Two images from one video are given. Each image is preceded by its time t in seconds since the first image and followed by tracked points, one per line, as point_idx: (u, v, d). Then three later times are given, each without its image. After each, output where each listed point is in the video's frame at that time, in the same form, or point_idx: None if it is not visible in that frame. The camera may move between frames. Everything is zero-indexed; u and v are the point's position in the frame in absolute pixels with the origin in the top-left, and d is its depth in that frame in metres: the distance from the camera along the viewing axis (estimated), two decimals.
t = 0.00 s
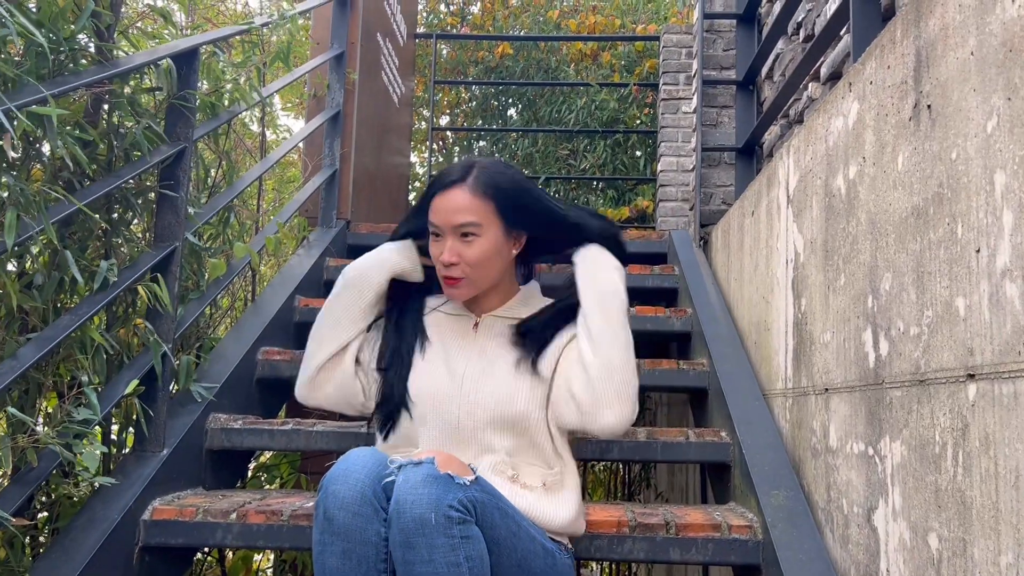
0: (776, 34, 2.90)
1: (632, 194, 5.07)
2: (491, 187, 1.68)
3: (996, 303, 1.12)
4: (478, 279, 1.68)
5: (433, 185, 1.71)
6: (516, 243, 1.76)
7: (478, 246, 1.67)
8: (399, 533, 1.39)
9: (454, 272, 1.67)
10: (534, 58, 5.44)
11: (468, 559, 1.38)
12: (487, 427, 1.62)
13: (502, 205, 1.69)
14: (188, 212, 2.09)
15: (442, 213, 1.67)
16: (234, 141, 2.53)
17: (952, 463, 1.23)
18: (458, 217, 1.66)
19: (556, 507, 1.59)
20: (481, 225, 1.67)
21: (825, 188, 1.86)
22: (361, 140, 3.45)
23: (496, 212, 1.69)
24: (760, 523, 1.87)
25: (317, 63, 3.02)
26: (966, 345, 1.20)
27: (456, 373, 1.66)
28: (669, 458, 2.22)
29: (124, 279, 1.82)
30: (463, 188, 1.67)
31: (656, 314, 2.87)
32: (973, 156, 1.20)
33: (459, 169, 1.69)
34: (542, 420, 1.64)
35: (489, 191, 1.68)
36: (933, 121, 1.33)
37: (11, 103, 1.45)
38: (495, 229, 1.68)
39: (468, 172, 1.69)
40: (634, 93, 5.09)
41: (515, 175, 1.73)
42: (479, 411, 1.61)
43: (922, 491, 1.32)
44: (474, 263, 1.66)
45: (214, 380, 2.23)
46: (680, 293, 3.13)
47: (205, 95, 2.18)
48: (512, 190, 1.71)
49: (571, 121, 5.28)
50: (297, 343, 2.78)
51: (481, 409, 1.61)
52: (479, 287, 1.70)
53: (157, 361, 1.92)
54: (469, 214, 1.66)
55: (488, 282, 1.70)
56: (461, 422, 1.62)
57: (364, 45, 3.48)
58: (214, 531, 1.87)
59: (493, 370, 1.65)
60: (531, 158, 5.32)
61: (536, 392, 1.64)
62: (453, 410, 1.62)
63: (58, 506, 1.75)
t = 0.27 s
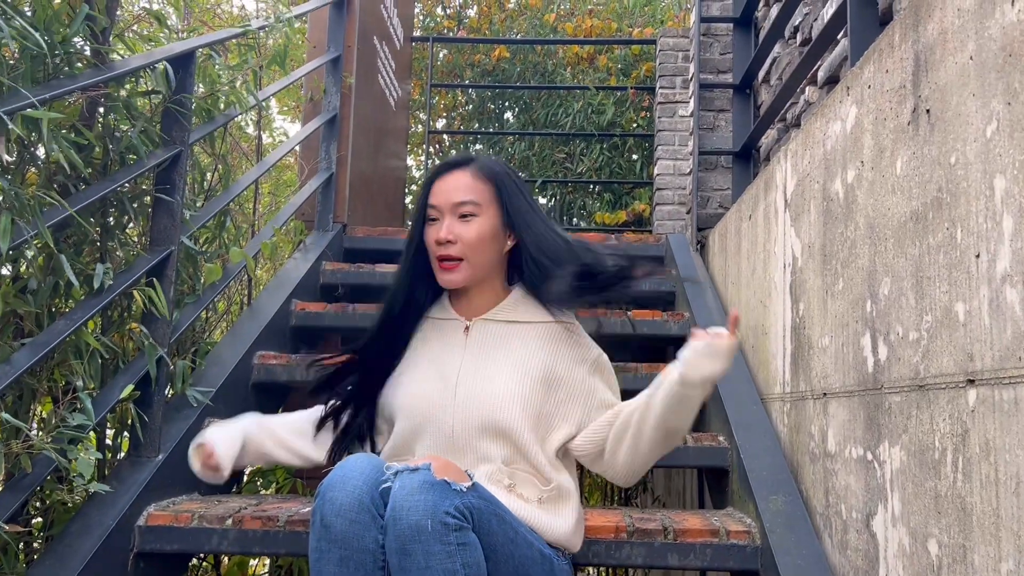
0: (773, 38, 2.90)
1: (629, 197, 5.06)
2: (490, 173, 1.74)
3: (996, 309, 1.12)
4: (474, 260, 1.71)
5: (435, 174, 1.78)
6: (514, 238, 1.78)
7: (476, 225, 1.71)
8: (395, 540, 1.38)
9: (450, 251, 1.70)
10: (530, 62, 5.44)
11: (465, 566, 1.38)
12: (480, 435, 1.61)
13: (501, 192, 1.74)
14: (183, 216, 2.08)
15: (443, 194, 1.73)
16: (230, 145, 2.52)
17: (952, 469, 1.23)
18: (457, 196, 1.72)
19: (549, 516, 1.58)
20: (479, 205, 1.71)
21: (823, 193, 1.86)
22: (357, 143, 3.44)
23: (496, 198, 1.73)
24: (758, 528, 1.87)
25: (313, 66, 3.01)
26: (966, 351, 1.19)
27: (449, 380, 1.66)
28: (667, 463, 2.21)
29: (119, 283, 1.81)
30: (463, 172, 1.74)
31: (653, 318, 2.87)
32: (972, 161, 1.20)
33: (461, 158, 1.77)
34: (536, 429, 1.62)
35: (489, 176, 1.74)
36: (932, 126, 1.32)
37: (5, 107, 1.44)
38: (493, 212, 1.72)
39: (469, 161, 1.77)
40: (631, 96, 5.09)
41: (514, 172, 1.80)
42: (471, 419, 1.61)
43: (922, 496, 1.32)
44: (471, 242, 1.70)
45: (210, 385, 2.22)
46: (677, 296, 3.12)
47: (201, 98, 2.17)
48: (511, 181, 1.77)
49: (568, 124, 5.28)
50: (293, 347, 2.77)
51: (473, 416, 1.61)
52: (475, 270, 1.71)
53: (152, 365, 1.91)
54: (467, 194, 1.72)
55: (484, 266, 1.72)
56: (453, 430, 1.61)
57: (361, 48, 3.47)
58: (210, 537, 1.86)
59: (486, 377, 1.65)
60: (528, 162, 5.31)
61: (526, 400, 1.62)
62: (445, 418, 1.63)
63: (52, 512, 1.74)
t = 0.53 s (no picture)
0: (769, 41, 2.90)
1: (626, 200, 5.07)
2: (474, 185, 1.72)
3: (993, 314, 1.11)
4: (466, 274, 1.71)
5: (417, 186, 1.75)
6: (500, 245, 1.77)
7: (466, 241, 1.70)
8: (390, 547, 1.38)
9: (442, 269, 1.71)
10: (527, 65, 5.44)
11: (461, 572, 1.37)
12: (477, 436, 1.60)
13: (488, 204, 1.72)
14: (179, 220, 2.07)
15: (429, 210, 1.71)
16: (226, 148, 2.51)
17: (949, 474, 1.23)
18: (445, 213, 1.70)
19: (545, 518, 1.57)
20: (468, 220, 1.70)
21: (819, 196, 1.85)
22: (354, 146, 3.44)
23: (483, 210, 1.72)
24: (755, 533, 1.86)
25: (310, 69, 3.00)
26: (963, 355, 1.19)
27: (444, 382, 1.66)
28: (663, 466, 2.21)
29: (114, 287, 1.80)
30: (449, 185, 1.71)
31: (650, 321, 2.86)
32: (969, 165, 1.19)
33: (444, 170, 1.74)
34: (534, 429, 1.59)
35: (474, 188, 1.72)
36: (929, 130, 1.32)
37: None
38: (482, 226, 1.71)
39: (451, 171, 1.73)
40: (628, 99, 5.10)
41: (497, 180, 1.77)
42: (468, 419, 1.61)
43: (919, 501, 1.32)
44: (461, 258, 1.69)
45: (206, 389, 2.22)
46: (674, 300, 3.12)
47: (196, 101, 2.16)
48: (496, 190, 1.75)
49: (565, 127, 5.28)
50: (289, 350, 2.77)
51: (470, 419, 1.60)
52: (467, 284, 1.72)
53: (147, 369, 1.90)
54: (454, 210, 1.70)
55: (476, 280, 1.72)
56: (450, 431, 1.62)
57: (358, 51, 3.47)
58: (205, 542, 1.85)
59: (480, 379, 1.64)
60: (525, 164, 5.31)
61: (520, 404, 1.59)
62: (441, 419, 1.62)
63: (46, 517, 1.73)
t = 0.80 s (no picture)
0: (767, 43, 2.90)
1: (623, 202, 5.07)
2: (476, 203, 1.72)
3: (992, 316, 1.11)
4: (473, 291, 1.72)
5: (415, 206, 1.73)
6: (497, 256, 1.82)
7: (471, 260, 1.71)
8: (386, 549, 1.38)
9: (449, 289, 1.71)
10: (525, 66, 5.44)
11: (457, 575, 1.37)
12: (473, 435, 1.60)
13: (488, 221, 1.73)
14: (175, 221, 2.07)
15: (432, 231, 1.69)
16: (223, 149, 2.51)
17: (947, 477, 1.22)
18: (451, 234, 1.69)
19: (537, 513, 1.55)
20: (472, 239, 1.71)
21: (817, 198, 1.85)
22: (351, 148, 3.43)
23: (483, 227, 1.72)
24: (753, 535, 1.86)
25: (307, 70, 3.00)
26: (961, 358, 1.19)
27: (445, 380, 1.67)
28: (660, 469, 2.21)
29: (110, 288, 1.80)
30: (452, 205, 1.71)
31: (648, 323, 2.86)
32: (967, 167, 1.19)
33: (440, 187, 1.73)
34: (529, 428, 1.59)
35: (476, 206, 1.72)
36: (926, 132, 1.32)
37: None
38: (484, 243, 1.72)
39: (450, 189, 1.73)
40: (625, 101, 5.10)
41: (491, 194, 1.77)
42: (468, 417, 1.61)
43: (917, 504, 1.31)
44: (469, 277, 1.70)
45: (202, 391, 2.21)
46: (671, 302, 3.12)
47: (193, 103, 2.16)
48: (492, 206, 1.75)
49: (563, 129, 5.28)
50: (286, 352, 2.76)
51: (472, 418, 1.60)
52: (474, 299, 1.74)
53: (143, 371, 1.89)
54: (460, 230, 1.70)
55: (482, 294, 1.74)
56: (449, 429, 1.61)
57: (355, 53, 3.46)
58: (200, 544, 1.84)
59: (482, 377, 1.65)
60: (522, 166, 5.31)
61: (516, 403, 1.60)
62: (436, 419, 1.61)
63: (42, 519, 1.73)
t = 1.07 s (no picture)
0: (766, 44, 2.90)
1: (622, 203, 5.06)
2: (485, 206, 1.72)
3: (992, 317, 1.11)
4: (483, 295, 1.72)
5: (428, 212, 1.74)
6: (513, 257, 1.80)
7: (482, 264, 1.71)
8: (386, 550, 1.37)
9: (459, 292, 1.71)
10: (523, 67, 5.44)
11: None
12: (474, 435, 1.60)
13: (500, 225, 1.73)
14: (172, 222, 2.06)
15: (443, 234, 1.69)
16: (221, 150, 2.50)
17: (947, 478, 1.22)
18: (461, 239, 1.68)
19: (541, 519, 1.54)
20: (482, 243, 1.70)
21: (816, 199, 1.85)
22: (349, 149, 3.43)
23: (495, 231, 1.73)
24: (752, 536, 1.85)
25: (305, 71, 2.99)
26: (961, 359, 1.19)
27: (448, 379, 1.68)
28: (659, 470, 2.20)
29: (107, 289, 1.79)
30: (460, 210, 1.70)
31: (647, 324, 2.86)
32: (967, 167, 1.19)
33: (452, 191, 1.72)
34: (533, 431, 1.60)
35: (485, 209, 1.72)
36: (926, 132, 1.32)
37: None
38: (496, 247, 1.72)
39: (461, 194, 1.72)
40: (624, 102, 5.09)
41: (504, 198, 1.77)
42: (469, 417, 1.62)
43: (917, 505, 1.31)
44: (479, 281, 1.70)
45: (200, 392, 2.21)
46: (670, 303, 3.11)
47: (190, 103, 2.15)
48: (506, 209, 1.76)
49: (561, 130, 5.28)
50: (284, 353, 2.75)
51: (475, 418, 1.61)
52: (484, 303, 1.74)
53: (141, 372, 1.89)
54: (469, 235, 1.69)
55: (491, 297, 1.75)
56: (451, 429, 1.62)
57: (353, 53, 3.46)
58: (198, 546, 1.84)
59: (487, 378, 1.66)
60: (520, 167, 5.31)
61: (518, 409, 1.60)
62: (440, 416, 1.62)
63: (38, 521, 1.72)
